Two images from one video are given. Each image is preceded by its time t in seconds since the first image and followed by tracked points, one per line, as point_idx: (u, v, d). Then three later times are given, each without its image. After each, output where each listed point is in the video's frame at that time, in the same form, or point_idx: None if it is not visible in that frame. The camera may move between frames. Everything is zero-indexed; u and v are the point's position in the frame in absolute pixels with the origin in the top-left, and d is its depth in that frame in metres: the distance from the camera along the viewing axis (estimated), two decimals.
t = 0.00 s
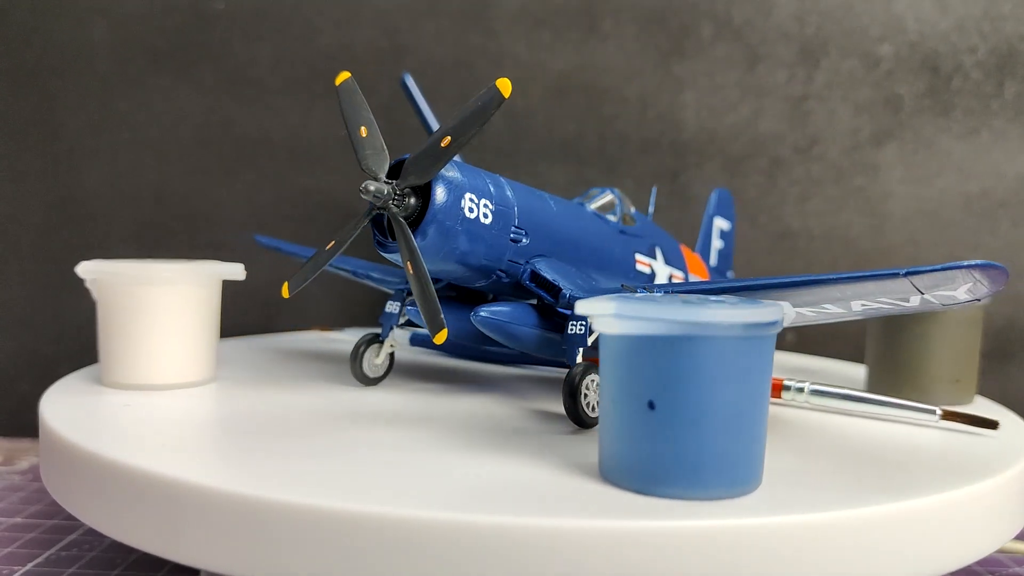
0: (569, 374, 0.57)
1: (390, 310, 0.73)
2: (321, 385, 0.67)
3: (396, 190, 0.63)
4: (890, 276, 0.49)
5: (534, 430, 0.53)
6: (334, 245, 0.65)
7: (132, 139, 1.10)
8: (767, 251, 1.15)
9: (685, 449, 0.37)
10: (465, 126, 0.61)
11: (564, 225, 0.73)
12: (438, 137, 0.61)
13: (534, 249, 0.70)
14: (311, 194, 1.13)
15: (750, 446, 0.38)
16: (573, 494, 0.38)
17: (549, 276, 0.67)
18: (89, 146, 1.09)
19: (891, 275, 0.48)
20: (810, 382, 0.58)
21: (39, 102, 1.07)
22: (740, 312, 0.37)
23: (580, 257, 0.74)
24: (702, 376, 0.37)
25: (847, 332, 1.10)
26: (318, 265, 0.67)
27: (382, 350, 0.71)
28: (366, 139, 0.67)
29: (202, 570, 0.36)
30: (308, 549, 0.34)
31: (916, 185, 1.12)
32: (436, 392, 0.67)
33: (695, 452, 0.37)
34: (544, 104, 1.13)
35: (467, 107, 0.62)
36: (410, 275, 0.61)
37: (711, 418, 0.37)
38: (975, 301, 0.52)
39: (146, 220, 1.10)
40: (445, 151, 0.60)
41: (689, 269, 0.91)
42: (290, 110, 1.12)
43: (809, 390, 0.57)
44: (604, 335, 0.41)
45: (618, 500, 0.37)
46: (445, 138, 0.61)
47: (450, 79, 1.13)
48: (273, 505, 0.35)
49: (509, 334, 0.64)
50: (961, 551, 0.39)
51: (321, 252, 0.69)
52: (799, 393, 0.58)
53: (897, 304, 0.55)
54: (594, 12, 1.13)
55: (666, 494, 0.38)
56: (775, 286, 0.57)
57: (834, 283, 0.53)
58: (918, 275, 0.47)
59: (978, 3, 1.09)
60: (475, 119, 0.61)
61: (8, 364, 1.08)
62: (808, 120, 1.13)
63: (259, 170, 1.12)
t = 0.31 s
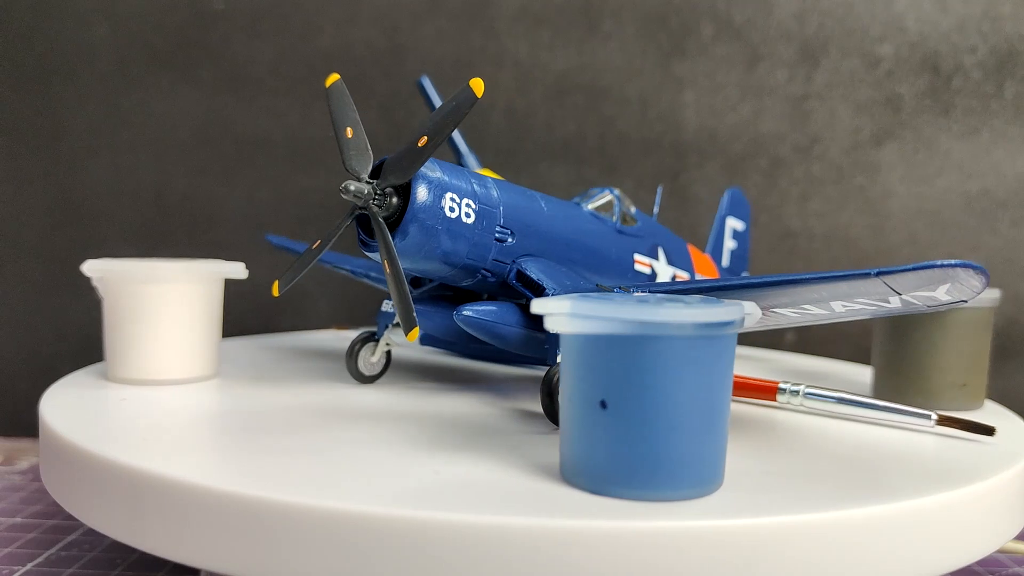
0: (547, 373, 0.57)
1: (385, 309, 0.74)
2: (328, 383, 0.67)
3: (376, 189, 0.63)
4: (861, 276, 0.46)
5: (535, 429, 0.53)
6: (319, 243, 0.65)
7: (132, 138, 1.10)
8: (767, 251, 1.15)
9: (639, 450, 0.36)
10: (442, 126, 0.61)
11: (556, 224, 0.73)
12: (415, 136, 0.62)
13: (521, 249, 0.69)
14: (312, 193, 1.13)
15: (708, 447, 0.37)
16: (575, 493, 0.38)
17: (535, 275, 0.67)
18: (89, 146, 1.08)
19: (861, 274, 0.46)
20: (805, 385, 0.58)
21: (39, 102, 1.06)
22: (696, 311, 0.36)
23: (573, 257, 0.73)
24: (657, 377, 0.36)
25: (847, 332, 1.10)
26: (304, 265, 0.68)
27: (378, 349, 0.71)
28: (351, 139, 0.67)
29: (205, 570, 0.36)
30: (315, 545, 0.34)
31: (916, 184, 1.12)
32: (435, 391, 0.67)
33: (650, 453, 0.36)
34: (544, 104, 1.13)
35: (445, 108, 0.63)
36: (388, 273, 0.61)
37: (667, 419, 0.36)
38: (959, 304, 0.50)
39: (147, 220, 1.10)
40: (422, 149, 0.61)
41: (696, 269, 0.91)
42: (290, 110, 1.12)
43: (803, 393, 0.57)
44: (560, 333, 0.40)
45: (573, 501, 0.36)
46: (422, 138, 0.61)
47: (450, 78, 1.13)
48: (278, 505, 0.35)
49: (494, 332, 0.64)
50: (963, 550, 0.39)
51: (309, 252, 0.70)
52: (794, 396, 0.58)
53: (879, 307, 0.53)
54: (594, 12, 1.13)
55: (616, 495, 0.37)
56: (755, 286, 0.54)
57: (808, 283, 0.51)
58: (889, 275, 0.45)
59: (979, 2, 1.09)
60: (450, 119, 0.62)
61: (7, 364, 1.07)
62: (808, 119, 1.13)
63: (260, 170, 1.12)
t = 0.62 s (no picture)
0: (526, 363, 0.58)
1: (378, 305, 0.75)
2: (324, 382, 0.66)
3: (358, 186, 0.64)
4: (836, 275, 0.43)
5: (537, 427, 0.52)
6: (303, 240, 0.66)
7: (129, 135, 1.09)
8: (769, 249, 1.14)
9: (590, 450, 0.35)
10: (417, 122, 0.63)
11: (549, 223, 0.72)
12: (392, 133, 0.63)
13: (508, 246, 0.68)
14: (310, 191, 1.12)
15: (665, 449, 0.35)
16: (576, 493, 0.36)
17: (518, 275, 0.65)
18: (84, 142, 1.07)
19: (834, 273, 0.44)
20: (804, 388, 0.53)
21: (34, 97, 1.05)
22: (650, 308, 0.34)
23: (567, 255, 0.72)
24: (608, 375, 0.35)
25: (848, 331, 1.09)
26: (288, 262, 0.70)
27: (372, 347, 0.70)
28: (335, 137, 0.67)
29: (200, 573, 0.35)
30: (299, 549, 0.33)
31: (918, 182, 1.12)
32: (434, 390, 0.66)
33: (602, 454, 0.35)
34: (544, 100, 1.12)
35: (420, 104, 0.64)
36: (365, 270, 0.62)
37: (619, 418, 0.35)
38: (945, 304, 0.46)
39: (144, 218, 1.09)
40: (398, 145, 0.61)
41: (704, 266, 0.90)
42: (289, 107, 1.11)
43: (802, 396, 0.52)
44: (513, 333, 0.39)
45: (525, 503, 0.35)
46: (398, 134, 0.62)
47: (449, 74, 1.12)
48: (274, 508, 0.33)
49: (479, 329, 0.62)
50: (972, 551, 0.38)
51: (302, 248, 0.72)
52: (791, 399, 0.53)
53: (863, 307, 0.49)
54: (595, 8, 1.12)
55: (573, 498, 0.35)
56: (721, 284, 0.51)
57: (781, 287, 0.48)
58: (860, 274, 0.43)
59: None
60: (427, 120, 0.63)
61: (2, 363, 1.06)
62: (810, 116, 1.12)
63: (258, 167, 1.11)
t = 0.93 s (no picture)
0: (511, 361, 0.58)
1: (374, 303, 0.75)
2: (323, 381, 0.66)
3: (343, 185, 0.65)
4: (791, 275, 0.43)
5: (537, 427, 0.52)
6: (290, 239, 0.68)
7: (129, 135, 1.08)
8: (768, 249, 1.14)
9: (541, 450, 0.35)
10: (396, 123, 0.64)
11: (542, 223, 0.72)
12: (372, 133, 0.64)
13: (494, 246, 0.68)
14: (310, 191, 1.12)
15: (616, 450, 0.35)
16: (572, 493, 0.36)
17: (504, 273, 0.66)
18: (84, 142, 1.07)
19: (798, 273, 0.43)
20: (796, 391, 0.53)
21: (34, 97, 1.05)
22: (602, 307, 0.35)
23: (561, 255, 0.72)
24: (558, 375, 0.35)
25: (848, 331, 1.09)
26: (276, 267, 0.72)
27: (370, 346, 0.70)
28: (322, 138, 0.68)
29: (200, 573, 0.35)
30: (298, 546, 0.33)
31: (917, 183, 1.12)
32: (434, 390, 0.66)
33: (553, 454, 0.35)
34: (543, 100, 1.12)
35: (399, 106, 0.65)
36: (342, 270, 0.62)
37: (569, 418, 0.35)
38: (922, 305, 0.45)
39: (144, 218, 1.09)
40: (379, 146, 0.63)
41: (710, 266, 0.90)
42: (289, 107, 1.11)
43: (793, 399, 0.52)
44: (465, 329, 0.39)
45: (475, 501, 0.35)
46: (379, 135, 0.63)
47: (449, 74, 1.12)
48: (276, 509, 0.33)
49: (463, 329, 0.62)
50: (972, 551, 0.38)
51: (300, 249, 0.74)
52: (783, 402, 0.52)
53: (838, 307, 0.48)
54: (595, 8, 1.12)
55: (522, 497, 0.35)
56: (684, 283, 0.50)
57: (754, 289, 0.47)
58: (825, 273, 0.42)
59: None
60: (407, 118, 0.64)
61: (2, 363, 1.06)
62: (810, 116, 1.12)
63: (257, 167, 1.11)
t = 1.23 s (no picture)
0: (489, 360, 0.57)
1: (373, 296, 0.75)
2: (325, 379, 0.66)
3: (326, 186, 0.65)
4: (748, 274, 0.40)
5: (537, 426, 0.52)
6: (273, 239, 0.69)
7: (129, 135, 1.09)
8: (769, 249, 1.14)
9: (489, 449, 0.35)
10: (374, 122, 0.63)
11: (533, 222, 0.71)
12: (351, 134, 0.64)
13: (480, 245, 0.69)
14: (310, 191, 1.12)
15: (561, 449, 0.35)
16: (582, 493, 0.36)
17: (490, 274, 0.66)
18: (84, 142, 1.07)
19: (753, 273, 0.40)
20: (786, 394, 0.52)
21: (34, 97, 1.05)
22: (553, 305, 0.35)
23: (554, 254, 0.72)
24: (500, 374, 0.35)
25: (848, 331, 1.09)
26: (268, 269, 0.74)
27: (368, 343, 0.70)
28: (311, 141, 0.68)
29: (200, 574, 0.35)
30: (301, 545, 0.33)
31: (917, 183, 1.12)
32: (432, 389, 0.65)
33: (504, 453, 0.35)
34: (544, 100, 1.12)
35: (377, 103, 0.64)
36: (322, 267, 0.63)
37: (517, 419, 0.35)
38: (893, 305, 0.41)
39: (144, 218, 1.09)
40: (357, 147, 0.63)
41: (716, 264, 0.89)
42: (288, 106, 1.11)
43: (780, 402, 0.52)
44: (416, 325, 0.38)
45: (425, 499, 0.34)
46: (356, 136, 0.63)
47: (449, 74, 1.12)
48: (281, 511, 0.33)
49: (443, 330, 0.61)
50: (973, 552, 0.38)
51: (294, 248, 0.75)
52: (771, 405, 0.52)
53: (808, 308, 0.45)
54: (595, 8, 1.12)
55: (471, 494, 0.35)
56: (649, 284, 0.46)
57: (715, 287, 0.44)
58: (780, 273, 0.38)
59: None
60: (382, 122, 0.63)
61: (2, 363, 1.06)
62: (810, 117, 1.12)
63: (257, 167, 1.11)
